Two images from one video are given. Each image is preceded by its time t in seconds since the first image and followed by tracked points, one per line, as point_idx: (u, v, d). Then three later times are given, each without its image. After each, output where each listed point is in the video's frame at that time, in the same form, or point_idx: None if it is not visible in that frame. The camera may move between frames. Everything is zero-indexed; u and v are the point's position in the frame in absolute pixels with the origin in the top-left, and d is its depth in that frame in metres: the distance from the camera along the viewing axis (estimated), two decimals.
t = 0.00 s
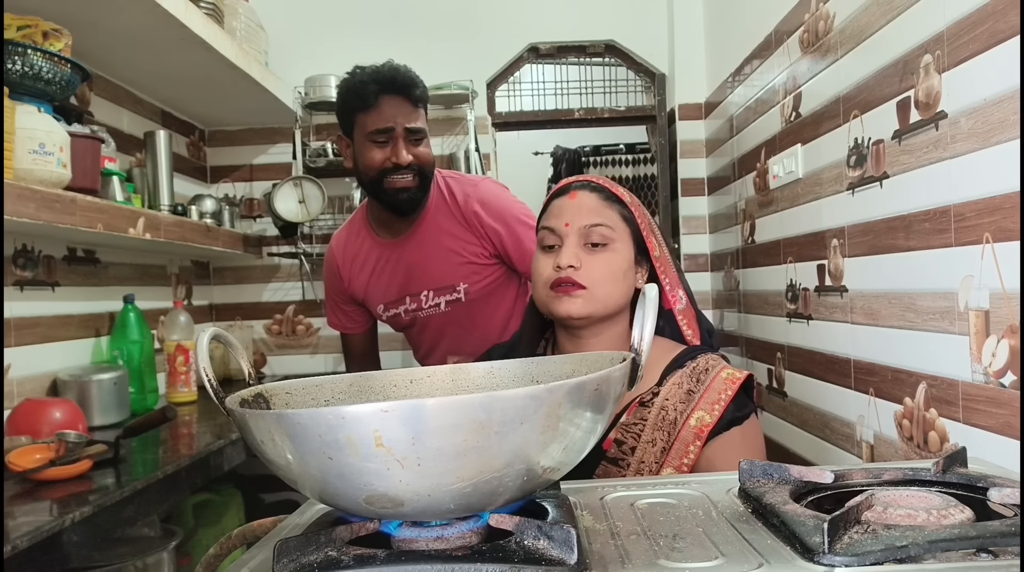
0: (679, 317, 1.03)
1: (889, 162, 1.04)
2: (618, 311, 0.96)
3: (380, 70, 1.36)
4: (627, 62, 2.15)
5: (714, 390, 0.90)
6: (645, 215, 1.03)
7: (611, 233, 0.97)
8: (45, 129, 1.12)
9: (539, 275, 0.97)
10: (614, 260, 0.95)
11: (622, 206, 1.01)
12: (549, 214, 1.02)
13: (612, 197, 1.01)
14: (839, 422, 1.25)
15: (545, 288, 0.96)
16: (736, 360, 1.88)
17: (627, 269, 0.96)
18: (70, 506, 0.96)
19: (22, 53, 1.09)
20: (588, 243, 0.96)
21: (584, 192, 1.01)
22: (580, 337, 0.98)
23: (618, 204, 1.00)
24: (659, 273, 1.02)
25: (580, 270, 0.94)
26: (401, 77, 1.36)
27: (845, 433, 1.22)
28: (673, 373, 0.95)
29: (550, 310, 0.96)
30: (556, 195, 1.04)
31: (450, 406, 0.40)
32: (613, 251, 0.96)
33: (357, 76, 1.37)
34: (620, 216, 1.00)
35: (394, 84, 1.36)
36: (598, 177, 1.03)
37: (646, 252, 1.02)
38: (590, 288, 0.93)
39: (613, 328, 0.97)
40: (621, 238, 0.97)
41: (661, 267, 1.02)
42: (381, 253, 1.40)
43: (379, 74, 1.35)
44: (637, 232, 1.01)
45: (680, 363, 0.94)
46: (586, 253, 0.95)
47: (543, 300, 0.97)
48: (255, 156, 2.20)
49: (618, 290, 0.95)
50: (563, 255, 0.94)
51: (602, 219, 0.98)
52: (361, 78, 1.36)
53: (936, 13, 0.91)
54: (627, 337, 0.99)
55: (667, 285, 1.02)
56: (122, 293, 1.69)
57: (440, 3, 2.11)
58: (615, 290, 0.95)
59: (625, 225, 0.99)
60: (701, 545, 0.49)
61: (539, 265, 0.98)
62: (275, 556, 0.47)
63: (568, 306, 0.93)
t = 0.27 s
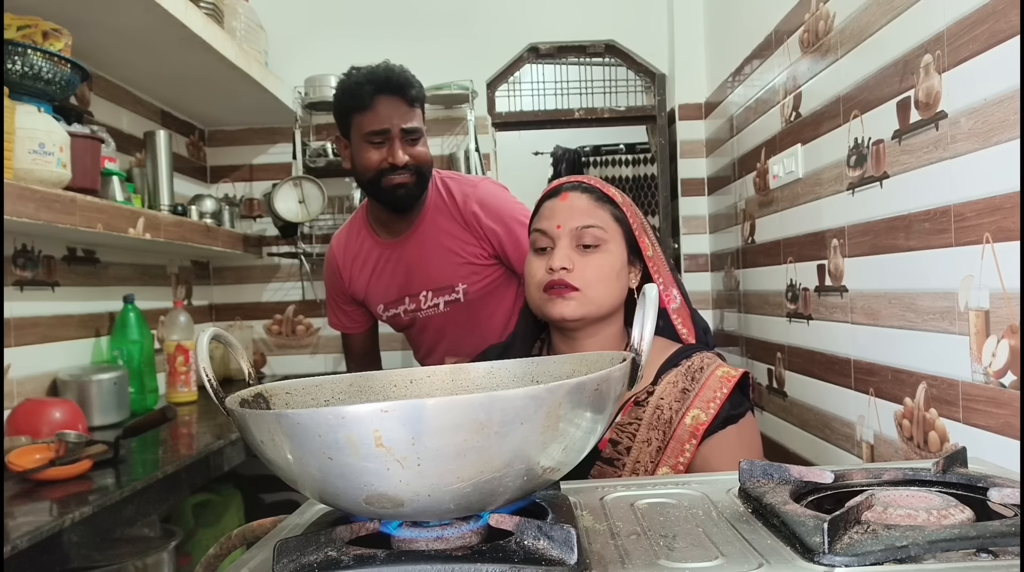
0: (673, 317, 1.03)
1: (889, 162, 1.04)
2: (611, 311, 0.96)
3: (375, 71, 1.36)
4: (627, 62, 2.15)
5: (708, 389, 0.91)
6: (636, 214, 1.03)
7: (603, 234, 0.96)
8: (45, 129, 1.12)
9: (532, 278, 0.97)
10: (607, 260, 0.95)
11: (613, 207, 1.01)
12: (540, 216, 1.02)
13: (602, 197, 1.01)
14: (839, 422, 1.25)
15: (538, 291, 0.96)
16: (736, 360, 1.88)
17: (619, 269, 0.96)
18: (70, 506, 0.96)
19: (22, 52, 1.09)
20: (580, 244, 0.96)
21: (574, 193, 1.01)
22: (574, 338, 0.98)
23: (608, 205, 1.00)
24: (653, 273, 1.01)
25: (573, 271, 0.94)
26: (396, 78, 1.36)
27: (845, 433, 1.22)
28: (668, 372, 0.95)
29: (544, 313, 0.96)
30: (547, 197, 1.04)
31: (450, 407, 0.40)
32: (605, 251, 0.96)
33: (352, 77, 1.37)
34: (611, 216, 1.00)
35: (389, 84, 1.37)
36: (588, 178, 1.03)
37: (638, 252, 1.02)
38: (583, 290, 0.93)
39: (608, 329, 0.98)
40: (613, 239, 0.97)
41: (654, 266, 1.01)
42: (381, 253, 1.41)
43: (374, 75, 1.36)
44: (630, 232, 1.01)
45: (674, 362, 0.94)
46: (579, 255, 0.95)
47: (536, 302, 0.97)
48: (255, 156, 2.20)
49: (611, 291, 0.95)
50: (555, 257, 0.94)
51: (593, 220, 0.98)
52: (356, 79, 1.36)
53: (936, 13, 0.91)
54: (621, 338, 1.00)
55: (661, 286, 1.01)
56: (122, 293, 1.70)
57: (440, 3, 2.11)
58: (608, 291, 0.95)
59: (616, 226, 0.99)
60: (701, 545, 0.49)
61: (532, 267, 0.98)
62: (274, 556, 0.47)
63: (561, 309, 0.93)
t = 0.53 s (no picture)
0: (671, 316, 1.03)
1: (889, 162, 1.04)
2: (608, 312, 0.97)
3: (370, 71, 1.36)
4: (627, 62, 2.15)
5: (706, 388, 0.91)
6: (633, 214, 1.03)
7: (600, 234, 0.96)
8: (45, 129, 1.12)
9: (529, 278, 0.97)
10: (603, 261, 0.95)
11: (610, 207, 1.01)
12: (537, 216, 1.02)
13: (599, 197, 1.01)
14: (839, 422, 1.25)
15: (534, 291, 0.96)
16: (736, 360, 1.88)
17: (615, 269, 0.96)
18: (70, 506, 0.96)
19: (22, 53, 1.09)
20: (576, 244, 0.95)
21: (571, 194, 1.01)
22: (571, 337, 0.99)
23: (605, 205, 1.00)
24: (650, 273, 1.01)
25: (569, 272, 0.94)
26: (391, 78, 1.36)
27: (845, 433, 1.22)
28: (666, 371, 0.94)
29: (541, 314, 0.96)
30: (544, 197, 1.04)
31: (450, 407, 0.40)
32: (601, 252, 0.96)
33: (347, 78, 1.37)
34: (608, 216, 1.00)
35: (384, 84, 1.36)
36: (585, 178, 1.03)
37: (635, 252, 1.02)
38: (580, 290, 0.93)
39: (605, 329, 0.98)
40: (609, 239, 0.97)
41: (651, 267, 1.01)
42: (380, 253, 1.41)
43: (369, 76, 1.36)
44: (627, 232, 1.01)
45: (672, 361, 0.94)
46: (575, 255, 0.95)
47: (533, 303, 0.97)
48: (255, 156, 2.20)
49: (607, 291, 0.95)
50: (551, 257, 0.94)
51: (589, 220, 0.98)
52: (351, 80, 1.36)
53: (936, 13, 0.91)
54: (618, 337, 1.00)
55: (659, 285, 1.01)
56: (122, 293, 1.70)
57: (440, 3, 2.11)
58: (605, 292, 0.95)
59: (613, 226, 0.99)
60: (702, 545, 0.49)
61: (529, 267, 0.98)
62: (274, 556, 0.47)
63: (558, 309, 0.93)
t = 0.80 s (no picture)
0: (671, 317, 1.03)
1: (889, 162, 1.04)
2: (607, 311, 0.96)
3: (367, 71, 1.36)
4: (627, 62, 2.15)
5: (705, 388, 0.91)
6: (634, 213, 1.03)
7: (601, 234, 0.96)
8: (45, 129, 1.12)
9: (529, 276, 0.97)
10: (603, 260, 0.95)
11: (610, 206, 1.01)
12: (538, 215, 1.02)
13: (600, 197, 1.01)
14: (839, 422, 1.25)
15: (533, 289, 0.96)
16: (736, 360, 1.88)
17: (615, 268, 0.96)
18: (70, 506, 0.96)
19: (22, 53, 1.09)
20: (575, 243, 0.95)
21: (572, 192, 1.01)
22: (569, 337, 0.99)
23: (605, 204, 1.00)
24: (651, 272, 1.01)
25: (569, 270, 0.94)
26: (388, 78, 1.36)
27: (845, 433, 1.22)
28: (665, 371, 0.94)
29: (539, 311, 0.96)
30: (545, 196, 1.04)
31: (450, 407, 0.40)
32: (601, 251, 0.96)
33: (343, 79, 1.37)
34: (609, 215, 1.00)
35: (380, 84, 1.36)
36: (588, 176, 1.03)
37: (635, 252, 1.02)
38: (579, 289, 0.93)
39: (604, 329, 0.98)
40: (609, 238, 0.97)
41: (651, 266, 1.01)
42: (378, 252, 1.41)
43: (365, 76, 1.36)
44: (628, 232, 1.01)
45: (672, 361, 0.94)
46: (574, 253, 0.95)
47: (532, 301, 0.97)
48: (255, 156, 2.20)
49: (607, 290, 0.95)
50: (551, 255, 0.94)
51: (590, 218, 0.98)
52: (347, 81, 1.36)
53: (936, 13, 0.91)
54: (617, 337, 1.00)
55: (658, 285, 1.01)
56: (122, 293, 1.70)
57: (440, 3, 2.11)
58: (604, 291, 0.95)
59: (613, 225, 0.99)
60: (702, 545, 0.49)
61: (528, 265, 0.98)
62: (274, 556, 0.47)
63: (557, 307, 0.93)
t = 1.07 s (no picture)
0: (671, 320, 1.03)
1: (889, 162, 1.04)
2: (606, 309, 0.96)
3: (366, 71, 1.36)
4: (627, 62, 2.15)
5: (704, 389, 0.91)
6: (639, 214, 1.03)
7: (604, 232, 0.96)
8: (45, 129, 1.12)
9: (529, 267, 0.96)
10: (605, 258, 0.95)
11: (615, 205, 1.01)
12: (543, 208, 1.02)
13: (606, 195, 1.01)
14: (839, 422, 1.25)
15: (533, 281, 0.95)
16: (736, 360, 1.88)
17: (616, 268, 0.96)
18: (70, 506, 0.96)
19: (22, 53, 1.09)
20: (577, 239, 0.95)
21: (579, 188, 1.01)
22: (566, 333, 0.99)
23: (611, 203, 1.01)
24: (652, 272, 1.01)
25: (570, 264, 0.93)
26: (387, 78, 1.36)
27: (845, 433, 1.22)
28: (663, 372, 0.94)
29: (536, 303, 0.95)
30: (552, 191, 1.04)
31: (450, 406, 0.40)
32: (603, 249, 0.96)
33: (342, 79, 1.37)
34: (613, 215, 1.00)
35: (380, 84, 1.36)
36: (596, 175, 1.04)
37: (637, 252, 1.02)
38: (579, 284, 0.93)
39: (602, 327, 0.98)
40: (613, 237, 0.97)
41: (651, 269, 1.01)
42: (378, 252, 1.41)
43: (365, 76, 1.36)
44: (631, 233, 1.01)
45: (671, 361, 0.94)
46: (576, 249, 0.95)
47: (530, 294, 0.97)
48: (255, 156, 2.20)
49: (607, 288, 0.95)
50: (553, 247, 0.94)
51: (595, 216, 0.98)
52: (347, 81, 1.36)
53: (936, 14, 0.91)
54: (615, 337, 1.00)
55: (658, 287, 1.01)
56: (122, 293, 1.70)
57: (439, 2, 2.11)
58: (604, 289, 0.95)
59: (617, 224, 0.99)
60: (702, 545, 0.49)
61: (530, 257, 0.98)
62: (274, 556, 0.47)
63: (554, 300, 0.93)
